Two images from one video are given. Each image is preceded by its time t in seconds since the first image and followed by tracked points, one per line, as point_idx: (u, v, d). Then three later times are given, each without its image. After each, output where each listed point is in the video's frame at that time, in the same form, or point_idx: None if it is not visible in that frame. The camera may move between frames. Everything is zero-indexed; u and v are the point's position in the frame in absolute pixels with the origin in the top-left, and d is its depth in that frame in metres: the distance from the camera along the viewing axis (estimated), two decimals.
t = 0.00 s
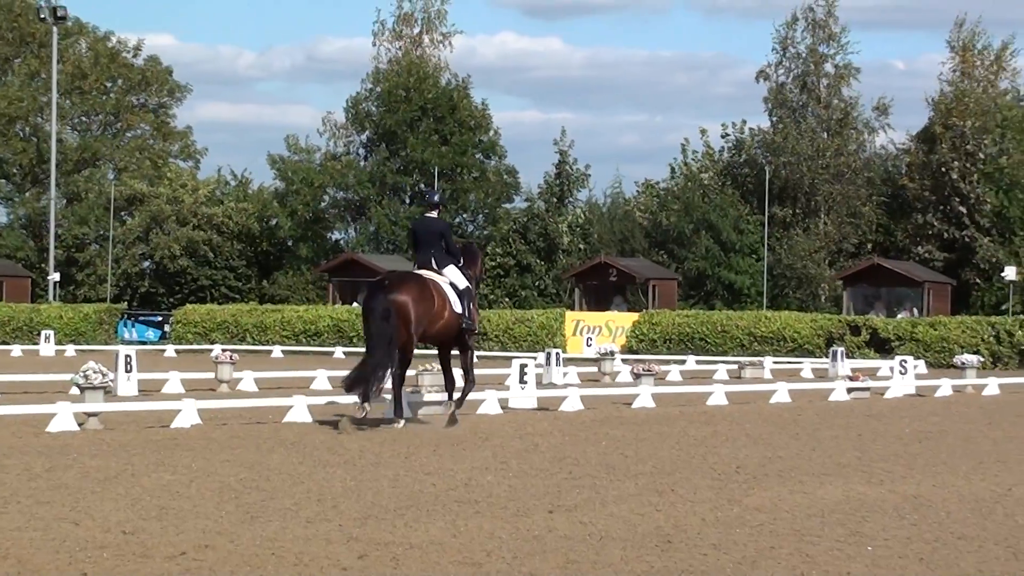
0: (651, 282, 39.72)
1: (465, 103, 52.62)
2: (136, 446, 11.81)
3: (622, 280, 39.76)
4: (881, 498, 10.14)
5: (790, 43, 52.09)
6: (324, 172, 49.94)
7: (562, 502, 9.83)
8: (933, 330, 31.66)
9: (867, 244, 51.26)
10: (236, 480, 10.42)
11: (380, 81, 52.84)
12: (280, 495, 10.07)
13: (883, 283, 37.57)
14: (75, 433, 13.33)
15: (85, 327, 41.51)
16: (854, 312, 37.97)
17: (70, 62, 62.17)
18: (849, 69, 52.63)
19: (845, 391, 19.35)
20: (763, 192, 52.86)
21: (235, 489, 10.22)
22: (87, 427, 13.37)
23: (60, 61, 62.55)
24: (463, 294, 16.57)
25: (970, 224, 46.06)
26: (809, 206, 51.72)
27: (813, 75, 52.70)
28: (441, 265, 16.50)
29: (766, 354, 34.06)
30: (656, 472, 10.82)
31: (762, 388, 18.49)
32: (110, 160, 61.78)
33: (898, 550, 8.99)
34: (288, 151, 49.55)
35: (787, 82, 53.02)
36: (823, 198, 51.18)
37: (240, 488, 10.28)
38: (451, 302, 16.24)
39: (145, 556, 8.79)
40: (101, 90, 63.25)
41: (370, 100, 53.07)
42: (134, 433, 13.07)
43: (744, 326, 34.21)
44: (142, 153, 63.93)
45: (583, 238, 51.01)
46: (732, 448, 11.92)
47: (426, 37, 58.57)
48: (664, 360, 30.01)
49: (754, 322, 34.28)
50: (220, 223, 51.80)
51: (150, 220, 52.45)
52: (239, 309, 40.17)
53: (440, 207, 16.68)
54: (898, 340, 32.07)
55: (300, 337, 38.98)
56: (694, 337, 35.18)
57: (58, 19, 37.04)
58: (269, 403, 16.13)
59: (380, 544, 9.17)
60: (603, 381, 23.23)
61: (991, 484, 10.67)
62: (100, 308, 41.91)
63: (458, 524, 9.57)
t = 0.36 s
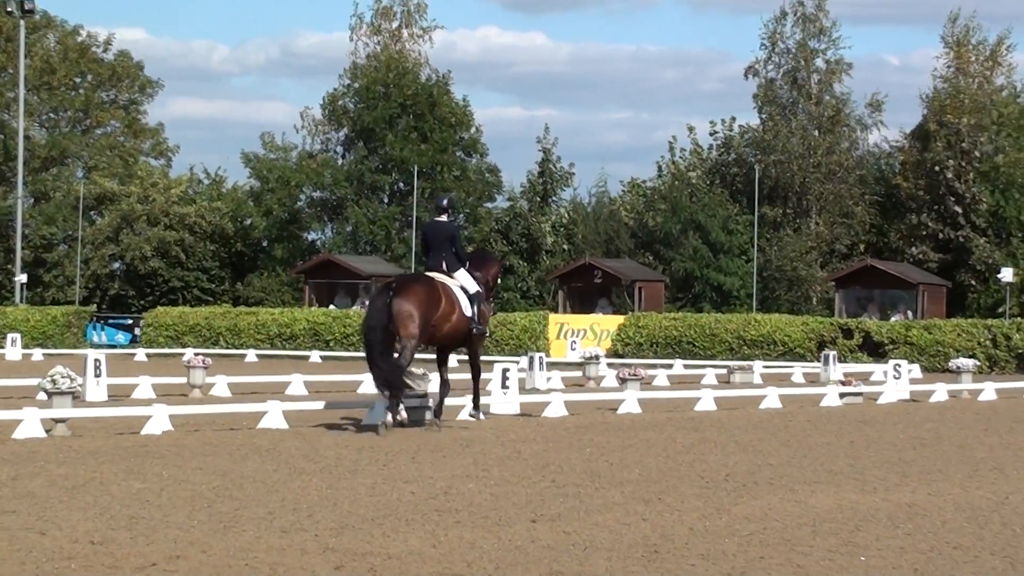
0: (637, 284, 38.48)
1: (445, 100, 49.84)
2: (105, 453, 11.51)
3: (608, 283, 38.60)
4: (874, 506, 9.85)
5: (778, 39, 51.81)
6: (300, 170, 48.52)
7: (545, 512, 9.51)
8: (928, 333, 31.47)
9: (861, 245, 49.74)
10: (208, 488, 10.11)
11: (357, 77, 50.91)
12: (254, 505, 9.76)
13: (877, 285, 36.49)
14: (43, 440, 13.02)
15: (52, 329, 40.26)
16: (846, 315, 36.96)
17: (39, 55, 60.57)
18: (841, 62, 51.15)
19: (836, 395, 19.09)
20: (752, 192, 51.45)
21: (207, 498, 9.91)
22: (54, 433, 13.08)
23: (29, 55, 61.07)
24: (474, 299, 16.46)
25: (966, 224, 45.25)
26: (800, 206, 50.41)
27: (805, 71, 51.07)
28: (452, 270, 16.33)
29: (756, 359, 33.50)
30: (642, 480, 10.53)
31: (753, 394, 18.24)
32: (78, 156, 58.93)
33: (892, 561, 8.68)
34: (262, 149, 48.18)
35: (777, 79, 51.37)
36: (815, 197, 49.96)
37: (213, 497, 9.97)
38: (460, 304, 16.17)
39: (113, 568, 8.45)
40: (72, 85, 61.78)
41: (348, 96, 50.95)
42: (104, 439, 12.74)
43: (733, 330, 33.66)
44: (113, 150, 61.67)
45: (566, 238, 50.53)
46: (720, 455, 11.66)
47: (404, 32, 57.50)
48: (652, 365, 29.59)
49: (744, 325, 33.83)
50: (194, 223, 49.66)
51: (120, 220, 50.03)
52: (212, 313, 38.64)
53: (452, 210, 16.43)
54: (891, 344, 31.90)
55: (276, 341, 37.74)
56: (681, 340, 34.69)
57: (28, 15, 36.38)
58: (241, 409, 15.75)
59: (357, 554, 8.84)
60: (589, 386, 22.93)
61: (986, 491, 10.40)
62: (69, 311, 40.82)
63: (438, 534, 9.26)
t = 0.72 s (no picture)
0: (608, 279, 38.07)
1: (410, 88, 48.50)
2: (53, 456, 11.13)
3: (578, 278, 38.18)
4: (855, 510, 9.50)
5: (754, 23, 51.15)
6: (257, 161, 47.46)
7: (512, 515, 9.13)
8: (911, 330, 31.00)
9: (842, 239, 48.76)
10: (160, 493, 9.74)
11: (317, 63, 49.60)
12: (210, 509, 9.39)
13: (857, 282, 36.13)
14: None
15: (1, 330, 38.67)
16: (826, 311, 36.49)
17: None
18: (820, 49, 50.28)
19: (815, 395, 18.75)
20: (729, 183, 50.16)
21: (160, 502, 9.53)
22: None
23: None
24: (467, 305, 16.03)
25: (950, 217, 44.47)
26: (778, 198, 49.18)
27: (784, 57, 50.59)
28: (445, 275, 16.04)
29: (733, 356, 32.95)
30: (613, 483, 10.19)
31: (729, 394, 17.84)
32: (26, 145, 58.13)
33: (873, 566, 8.29)
34: (218, 138, 46.86)
35: (754, 65, 50.82)
36: (794, 189, 48.78)
37: (167, 500, 9.60)
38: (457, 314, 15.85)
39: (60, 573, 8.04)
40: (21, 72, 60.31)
41: (306, 83, 49.36)
42: (54, 441, 12.34)
43: (709, 328, 32.90)
44: (63, 139, 60.13)
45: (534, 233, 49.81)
46: (693, 458, 11.34)
47: (365, 16, 56.99)
48: (629, 362, 29.18)
49: (720, 321, 32.96)
50: (146, 216, 47.63)
51: (70, 212, 47.25)
52: (168, 311, 37.51)
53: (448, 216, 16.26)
54: (874, 342, 31.38)
55: (231, 339, 36.31)
56: (655, 338, 33.76)
57: None
58: (197, 409, 15.33)
59: (317, 560, 8.44)
60: (558, 386, 22.58)
61: (971, 494, 10.07)
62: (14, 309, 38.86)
63: (402, 540, 8.87)
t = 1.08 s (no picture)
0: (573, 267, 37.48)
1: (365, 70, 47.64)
2: None
3: (540, 266, 37.59)
4: (830, 508, 9.13)
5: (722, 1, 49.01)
6: (206, 146, 47.03)
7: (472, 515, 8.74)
8: (889, 321, 30.19)
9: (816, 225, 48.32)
10: (105, 492, 9.35)
11: (269, 43, 48.27)
12: (156, 509, 8.99)
13: (834, 270, 35.71)
14: None
15: None
16: (801, 300, 35.92)
17: None
18: (791, 28, 49.24)
19: (789, 388, 18.38)
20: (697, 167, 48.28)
21: (105, 501, 9.14)
22: None
23: None
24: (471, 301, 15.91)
25: (929, 203, 44.00)
26: (748, 183, 47.50)
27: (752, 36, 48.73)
28: (446, 272, 15.90)
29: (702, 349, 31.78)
30: (578, 481, 9.83)
31: (699, 387, 17.41)
32: None
33: (849, 567, 7.89)
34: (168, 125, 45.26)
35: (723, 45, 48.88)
36: (765, 173, 47.23)
37: (112, 500, 9.21)
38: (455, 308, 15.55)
39: None
40: None
41: (257, 64, 48.36)
42: None
43: (678, 319, 31.79)
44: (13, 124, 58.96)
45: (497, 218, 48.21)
46: (661, 454, 11.00)
47: None
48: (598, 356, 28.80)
49: (688, 313, 31.95)
50: (89, 203, 47.29)
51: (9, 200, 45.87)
52: (112, 300, 35.58)
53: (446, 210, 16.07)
54: (850, 333, 30.48)
55: (181, 331, 35.00)
56: (622, 330, 32.55)
57: None
58: (143, 404, 14.89)
59: (268, 563, 8.02)
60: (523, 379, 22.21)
61: (951, 492, 9.70)
62: None
63: (357, 540, 8.46)
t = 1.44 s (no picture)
0: (534, 258, 37.22)
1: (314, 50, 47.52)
2: None
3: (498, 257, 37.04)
4: (799, 509, 8.80)
5: None
6: (148, 131, 46.99)
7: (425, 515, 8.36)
8: (861, 314, 29.70)
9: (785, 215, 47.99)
10: (43, 493, 8.97)
11: (214, 23, 48.45)
12: (97, 511, 8.62)
13: (803, 260, 35.31)
14: None
15: None
16: (768, 292, 35.68)
17: None
18: (760, 10, 48.90)
19: (757, 384, 18.06)
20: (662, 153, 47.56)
21: (42, 503, 8.77)
22: None
23: None
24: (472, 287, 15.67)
25: (903, 191, 43.64)
26: (716, 170, 46.84)
27: (718, 18, 48.50)
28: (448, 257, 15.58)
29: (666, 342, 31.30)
30: (536, 481, 9.51)
31: (663, 384, 17.07)
32: None
33: (819, 570, 7.52)
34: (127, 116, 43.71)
35: (690, 27, 48.59)
36: (733, 160, 46.69)
37: (49, 502, 8.84)
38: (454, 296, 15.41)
39: None
40: None
41: (203, 46, 48.32)
42: None
43: (642, 312, 31.34)
44: None
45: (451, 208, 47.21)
46: (622, 454, 10.71)
47: None
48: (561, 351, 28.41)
49: (653, 305, 31.50)
50: (27, 189, 46.66)
51: None
52: (52, 292, 34.58)
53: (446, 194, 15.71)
54: (820, 327, 30.02)
55: (121, 325, 33.79)
56: (583, 323, 31.98)
57: None
58: (83, 401, 14.49)
59: (212, 567, 7.62)
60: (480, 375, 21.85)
61: (925, 492, 9.38)
62: None
63: (306, 542, 8.07)
